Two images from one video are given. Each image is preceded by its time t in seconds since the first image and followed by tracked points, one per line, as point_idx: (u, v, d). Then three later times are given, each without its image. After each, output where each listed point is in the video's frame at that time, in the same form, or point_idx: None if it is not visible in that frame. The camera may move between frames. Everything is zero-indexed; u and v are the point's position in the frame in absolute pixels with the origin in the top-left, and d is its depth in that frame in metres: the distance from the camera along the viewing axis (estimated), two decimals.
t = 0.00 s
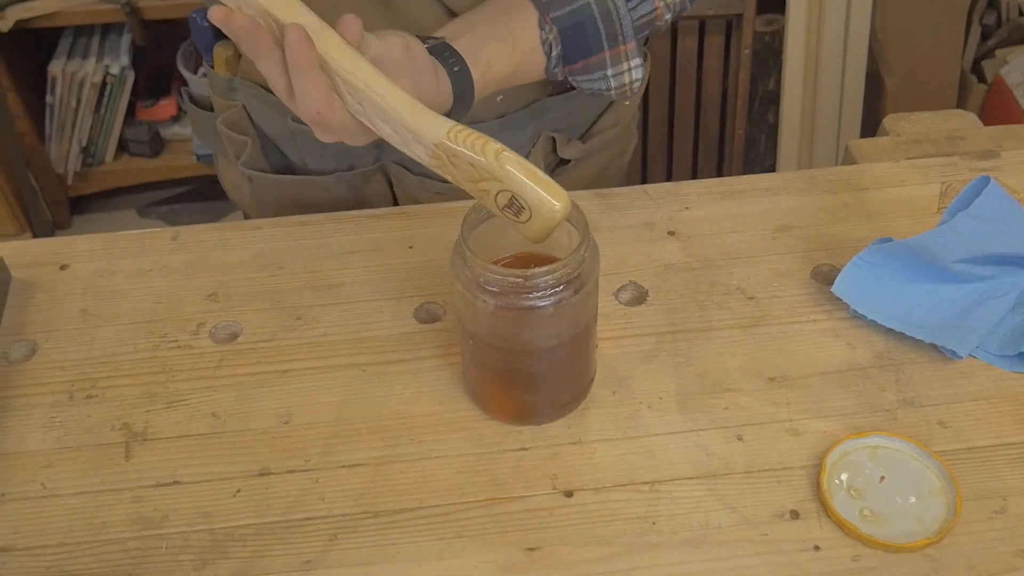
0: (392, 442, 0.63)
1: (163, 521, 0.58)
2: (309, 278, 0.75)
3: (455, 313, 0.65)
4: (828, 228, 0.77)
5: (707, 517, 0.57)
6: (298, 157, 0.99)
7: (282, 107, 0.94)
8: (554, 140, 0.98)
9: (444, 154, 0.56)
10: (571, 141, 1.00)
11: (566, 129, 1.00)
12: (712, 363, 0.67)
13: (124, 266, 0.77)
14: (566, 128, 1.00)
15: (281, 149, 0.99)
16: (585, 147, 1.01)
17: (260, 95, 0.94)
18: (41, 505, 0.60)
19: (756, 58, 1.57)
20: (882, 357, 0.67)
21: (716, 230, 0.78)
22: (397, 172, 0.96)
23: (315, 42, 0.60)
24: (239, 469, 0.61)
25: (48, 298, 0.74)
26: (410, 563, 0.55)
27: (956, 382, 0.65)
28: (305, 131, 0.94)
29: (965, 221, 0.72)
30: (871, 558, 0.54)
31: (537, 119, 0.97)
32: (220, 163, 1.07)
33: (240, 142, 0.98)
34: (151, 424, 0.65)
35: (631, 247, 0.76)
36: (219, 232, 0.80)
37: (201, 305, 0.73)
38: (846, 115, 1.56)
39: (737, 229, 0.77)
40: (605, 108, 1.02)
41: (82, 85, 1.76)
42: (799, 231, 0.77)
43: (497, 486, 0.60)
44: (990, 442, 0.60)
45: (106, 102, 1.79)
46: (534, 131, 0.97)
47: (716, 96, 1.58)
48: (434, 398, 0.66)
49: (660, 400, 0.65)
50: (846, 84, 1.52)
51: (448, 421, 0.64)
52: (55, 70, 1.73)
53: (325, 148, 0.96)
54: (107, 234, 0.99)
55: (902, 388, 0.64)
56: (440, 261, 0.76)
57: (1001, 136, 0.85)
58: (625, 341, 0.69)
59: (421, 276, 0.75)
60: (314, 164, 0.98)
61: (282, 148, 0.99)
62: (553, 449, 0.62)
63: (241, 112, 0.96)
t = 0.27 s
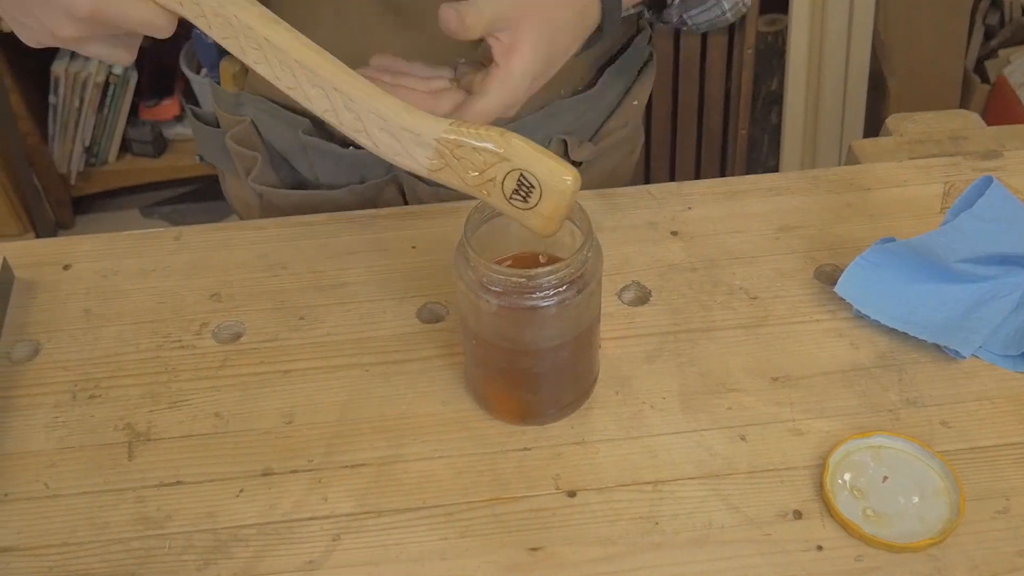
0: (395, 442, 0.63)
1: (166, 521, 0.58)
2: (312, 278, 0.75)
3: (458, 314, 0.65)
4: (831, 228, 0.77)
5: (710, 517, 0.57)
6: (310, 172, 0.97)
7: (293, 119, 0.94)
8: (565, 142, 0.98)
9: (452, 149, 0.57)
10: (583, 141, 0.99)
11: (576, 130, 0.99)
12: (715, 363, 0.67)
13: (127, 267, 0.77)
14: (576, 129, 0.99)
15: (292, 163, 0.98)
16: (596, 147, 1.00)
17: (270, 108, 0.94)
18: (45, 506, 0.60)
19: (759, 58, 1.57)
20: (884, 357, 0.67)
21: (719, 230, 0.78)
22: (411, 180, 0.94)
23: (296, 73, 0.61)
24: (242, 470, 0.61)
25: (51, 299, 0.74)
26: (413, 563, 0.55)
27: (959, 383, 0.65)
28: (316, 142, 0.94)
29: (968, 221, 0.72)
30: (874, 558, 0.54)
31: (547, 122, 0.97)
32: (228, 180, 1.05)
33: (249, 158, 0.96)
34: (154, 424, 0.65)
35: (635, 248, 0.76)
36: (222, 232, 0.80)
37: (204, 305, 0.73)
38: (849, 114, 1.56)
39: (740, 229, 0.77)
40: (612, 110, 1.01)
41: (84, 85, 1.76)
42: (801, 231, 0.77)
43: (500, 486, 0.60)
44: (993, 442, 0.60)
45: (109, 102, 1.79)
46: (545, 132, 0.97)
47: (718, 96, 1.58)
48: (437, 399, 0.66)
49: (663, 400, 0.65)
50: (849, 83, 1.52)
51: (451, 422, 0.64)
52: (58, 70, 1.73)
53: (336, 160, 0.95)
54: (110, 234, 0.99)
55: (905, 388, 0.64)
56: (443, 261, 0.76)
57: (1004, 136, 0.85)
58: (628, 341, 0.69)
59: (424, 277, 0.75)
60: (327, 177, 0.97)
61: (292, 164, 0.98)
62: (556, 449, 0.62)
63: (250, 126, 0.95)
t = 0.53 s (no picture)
0: (397, 442, 0.63)
1: (169, 521, 0.58)
2: (315, 279, 0.75)
3: (461, 314, 0.65)
4: (834, 228, 0.77)
5: (713, 517, 0.57)
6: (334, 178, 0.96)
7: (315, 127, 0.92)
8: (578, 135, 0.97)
9: (469, 131, 0.60)
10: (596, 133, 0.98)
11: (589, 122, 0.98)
12: (718, 363, 0.67)
13: (130, 267, 0.77)
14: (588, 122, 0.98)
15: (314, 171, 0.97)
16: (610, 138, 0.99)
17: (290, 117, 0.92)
18: (48, 506, 0.60)
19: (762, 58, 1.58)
20: (887, 357, 0.67)
21: (722, 230, 0.78)
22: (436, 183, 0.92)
23: (303, 98, 0.60)
24: (245, 469, 0.61)
25: (54, 299, 0.74)
26: (416, 563, 0.55)
27: (962, 383, 0.64)
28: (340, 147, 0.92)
29: (971, 221, 0.72)
30: (877, 558, 0.54)
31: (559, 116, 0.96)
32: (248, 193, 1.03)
33: (273, 169, 0.95)
34: (157, 424, 0.65)
35: (638, 248, 0.76)
36: (224, 232, 0.80)
37: (207, 305, 0.73)
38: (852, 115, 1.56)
39: (743, 229, 0.77)
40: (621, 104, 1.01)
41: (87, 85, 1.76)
42: (804, 231, 0.77)
43: (503, 486, 0.60)
44: (996, 442, 0.60)
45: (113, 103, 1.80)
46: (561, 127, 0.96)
47: (721, 96, 1.58)
48: (440, 399, 0.66)
49: (666, 400, 0.65)
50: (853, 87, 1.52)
51: (454, 422, 0.64)
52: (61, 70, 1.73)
53: (367, 163, 0.95)
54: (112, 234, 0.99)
55: (908, 388, 0.64)
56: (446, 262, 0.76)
57: (1007, 136, 0.85)
58: (631, 342, 0.69)
59: (427, 277, 0.75)
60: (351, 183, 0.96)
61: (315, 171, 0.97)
62: (560, 449, 0.62)
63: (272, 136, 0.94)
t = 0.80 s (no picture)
0: (401, 442, 0.63)
1: (173, 521, 0.58)
2: (318, 278, 0.75)
3: (464, 314, 0.65)
4: (837, 228, 0.77)
5: (716, 517, 0.57)
6: (354, 186, 0.96)
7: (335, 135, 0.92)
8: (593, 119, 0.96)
9: (492, 86, 0.62)
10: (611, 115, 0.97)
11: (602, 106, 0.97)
12: (720, 363, 0.67)
13: (133, 267, 0.77)
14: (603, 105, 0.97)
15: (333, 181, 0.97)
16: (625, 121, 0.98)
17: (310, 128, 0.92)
18: (51, 505, 0.60)
19: (766, 57, 1.57)
20: (891, 357, 0.67)
21: (725, 230, 0.78)
22: (458, 183, 0.93)
23: (327, 87, 0.62)
24: (249, 469, 0.61)
25: (57, 299, 0.74)
26: (419, 563, 0.55)
27: (966, 383, 0.64)
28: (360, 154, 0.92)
29: (974, 221, 0.73)
30: (880, 558, 0.54)
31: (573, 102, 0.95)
32: (266, 206, 1.03)
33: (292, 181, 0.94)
34: (160, 423, 0.65)
35: (641, 247, 0.76)
36: (228, 232, 0.80)
37: (210, 305, 0.73)
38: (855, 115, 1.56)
39: (746, 229, 0.77)
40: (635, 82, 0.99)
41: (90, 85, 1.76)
42: (807, 231, 0.77)
43: (506, 486, 0.60)
44: (1000, 442, 0.60)
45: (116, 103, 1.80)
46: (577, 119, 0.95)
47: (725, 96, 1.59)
48: (443, 399, 0.66)
49: (669, 400, 0.65)
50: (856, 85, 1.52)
51: (457, 422, 0.64)
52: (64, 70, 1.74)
53: (382, 171, 0.94)
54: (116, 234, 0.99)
55: (911, 388, 0.64)
56: (449, 261, 0.76)
57: (1010, 136, 0.85)
58: (634, 341, 0.69)
59: (430, 277, 0.75)
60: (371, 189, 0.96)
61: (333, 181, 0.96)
62: (563, 449, 0.62)
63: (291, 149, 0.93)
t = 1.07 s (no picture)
0: (403, 442, 0.63)
1: (175, 521, 0.58)
2: (321, 278, 0.75)
3: (467, 314, 0.65)
4: (840, 228, 0.77)
5: (719, 517, 0.57)
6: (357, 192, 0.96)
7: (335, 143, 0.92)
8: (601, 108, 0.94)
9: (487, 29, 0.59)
10: (619, 105, 0.96)
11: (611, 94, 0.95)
12: (723, 363, 0.67)
13: (135, 267, 0.77)
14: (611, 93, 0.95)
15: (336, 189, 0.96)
16: (634, 110, 0.96)
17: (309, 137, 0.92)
18: (54, 505, 0.60)
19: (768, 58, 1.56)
20: (893, 356, 0.67)
21: (727, 230, 0.78)
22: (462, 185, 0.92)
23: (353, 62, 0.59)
24: (252, 469, 0.61)
25: (60, 298, 0.74)
26: (422, 563, 0.55)
27: (969, 382, 0.64)
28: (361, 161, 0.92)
29: (977, 221, 0.73)
30: (883, 558, 0.54)
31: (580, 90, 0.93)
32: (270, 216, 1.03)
33: (295, 190, 0.95)
34: (163, 423, 0.65)
35: (644, 247, 0.76)
36: (231, 232, 0.80)
37: (213, 305, 0.73)
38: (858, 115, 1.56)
39: (749, 229, 0.77)
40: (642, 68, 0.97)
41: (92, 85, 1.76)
42: (810, 231, 0.77)
43: (509, 486, 0.60)
44: (1003, 442, 0.60)
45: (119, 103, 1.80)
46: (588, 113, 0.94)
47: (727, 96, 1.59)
48: (446, 398, 0.66)
49: (672, 400, 0.65)
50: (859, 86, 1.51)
51: (460, 422, 0.64)
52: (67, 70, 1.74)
53: (383, 175, 0.94)
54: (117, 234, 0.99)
55: (914, 388, 0.64)
56: (452, 261, 0.76)
57: (1013, 136, 0.85)
58: (637, 341, 0.69)
59: (433, 277, 0.75)
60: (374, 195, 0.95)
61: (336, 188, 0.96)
62: (566, 449, 0.62)
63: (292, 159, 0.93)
